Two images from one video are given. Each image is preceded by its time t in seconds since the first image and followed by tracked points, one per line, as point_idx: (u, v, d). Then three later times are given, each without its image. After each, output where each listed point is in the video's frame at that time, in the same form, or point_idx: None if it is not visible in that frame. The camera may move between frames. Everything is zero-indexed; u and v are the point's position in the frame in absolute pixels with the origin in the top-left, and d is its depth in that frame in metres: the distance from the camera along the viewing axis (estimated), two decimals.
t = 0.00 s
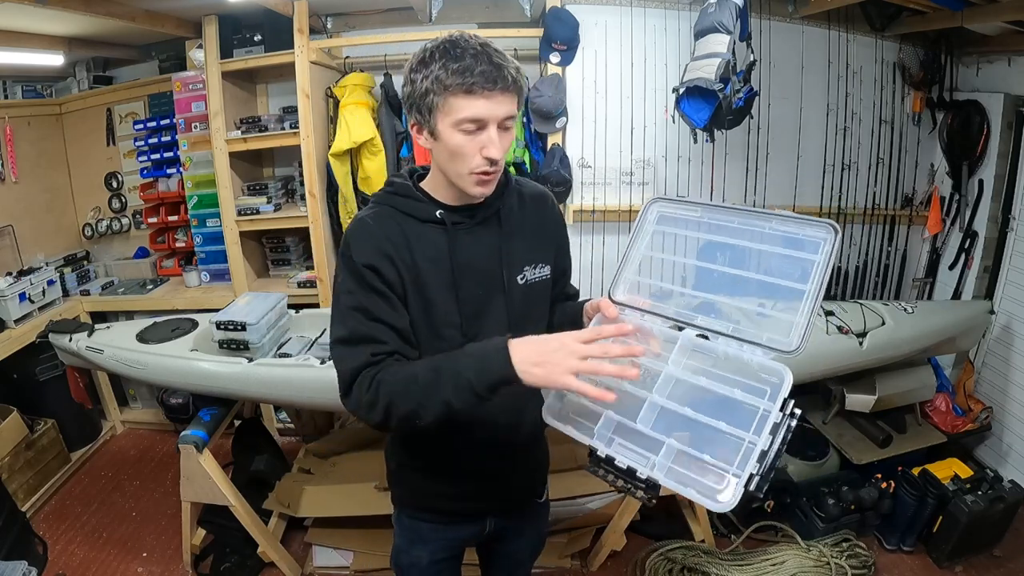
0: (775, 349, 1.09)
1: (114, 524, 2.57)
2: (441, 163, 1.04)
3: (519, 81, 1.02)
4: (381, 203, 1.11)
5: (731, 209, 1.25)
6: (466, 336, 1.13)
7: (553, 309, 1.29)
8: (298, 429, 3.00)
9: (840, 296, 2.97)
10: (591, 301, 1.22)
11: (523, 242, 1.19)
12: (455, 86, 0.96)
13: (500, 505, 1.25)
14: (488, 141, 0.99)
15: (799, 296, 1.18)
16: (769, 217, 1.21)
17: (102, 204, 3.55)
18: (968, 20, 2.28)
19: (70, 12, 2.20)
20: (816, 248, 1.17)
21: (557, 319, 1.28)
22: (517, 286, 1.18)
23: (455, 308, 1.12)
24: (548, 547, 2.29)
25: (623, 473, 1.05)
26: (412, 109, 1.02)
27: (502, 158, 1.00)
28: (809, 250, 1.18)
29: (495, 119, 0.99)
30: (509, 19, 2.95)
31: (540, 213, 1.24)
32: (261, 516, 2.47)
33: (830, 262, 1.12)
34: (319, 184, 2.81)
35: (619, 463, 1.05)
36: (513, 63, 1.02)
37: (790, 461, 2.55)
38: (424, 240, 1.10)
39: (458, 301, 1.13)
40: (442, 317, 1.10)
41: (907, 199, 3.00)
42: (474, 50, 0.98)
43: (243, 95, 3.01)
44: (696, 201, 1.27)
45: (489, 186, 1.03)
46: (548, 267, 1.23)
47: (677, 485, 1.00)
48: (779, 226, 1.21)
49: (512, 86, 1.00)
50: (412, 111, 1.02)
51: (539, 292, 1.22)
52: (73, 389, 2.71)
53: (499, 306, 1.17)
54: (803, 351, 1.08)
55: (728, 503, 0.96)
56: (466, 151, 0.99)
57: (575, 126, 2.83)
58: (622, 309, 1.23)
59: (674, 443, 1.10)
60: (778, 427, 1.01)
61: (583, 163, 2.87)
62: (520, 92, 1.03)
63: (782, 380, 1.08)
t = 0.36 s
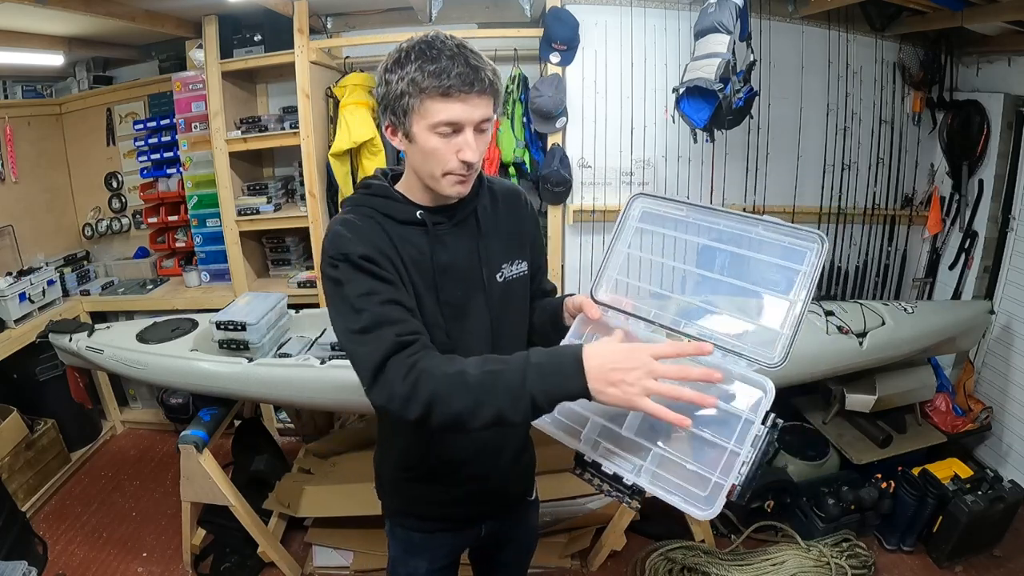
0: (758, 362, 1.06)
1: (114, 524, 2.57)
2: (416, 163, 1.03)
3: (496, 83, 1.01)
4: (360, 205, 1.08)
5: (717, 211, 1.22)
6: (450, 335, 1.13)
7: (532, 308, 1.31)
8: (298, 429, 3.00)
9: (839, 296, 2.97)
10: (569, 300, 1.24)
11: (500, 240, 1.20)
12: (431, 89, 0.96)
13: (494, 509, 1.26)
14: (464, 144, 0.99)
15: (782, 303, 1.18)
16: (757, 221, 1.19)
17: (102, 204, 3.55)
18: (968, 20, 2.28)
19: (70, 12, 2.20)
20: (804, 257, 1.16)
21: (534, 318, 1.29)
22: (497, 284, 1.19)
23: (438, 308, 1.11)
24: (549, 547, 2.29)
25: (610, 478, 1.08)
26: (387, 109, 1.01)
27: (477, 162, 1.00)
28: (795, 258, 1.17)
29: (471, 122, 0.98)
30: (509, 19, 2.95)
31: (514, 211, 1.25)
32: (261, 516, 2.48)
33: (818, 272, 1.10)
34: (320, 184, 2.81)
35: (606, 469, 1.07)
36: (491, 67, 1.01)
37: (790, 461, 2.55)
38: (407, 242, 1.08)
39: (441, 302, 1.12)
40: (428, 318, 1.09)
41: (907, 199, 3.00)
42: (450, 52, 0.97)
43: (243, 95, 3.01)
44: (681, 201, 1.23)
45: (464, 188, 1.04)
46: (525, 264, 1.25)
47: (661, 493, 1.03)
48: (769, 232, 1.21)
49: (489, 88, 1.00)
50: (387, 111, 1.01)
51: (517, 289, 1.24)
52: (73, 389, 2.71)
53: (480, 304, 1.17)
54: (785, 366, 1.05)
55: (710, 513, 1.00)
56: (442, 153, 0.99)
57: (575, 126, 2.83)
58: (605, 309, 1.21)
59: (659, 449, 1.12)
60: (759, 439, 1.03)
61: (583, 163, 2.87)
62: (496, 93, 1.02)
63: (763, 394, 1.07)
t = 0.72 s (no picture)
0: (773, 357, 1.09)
1: (114, 524, 2.57)
2: (404, 169, 1.03)
3: (482, 85, 1.01)
4: (348, 215, 1.08)
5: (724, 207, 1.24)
6: (447, 342, 1.13)
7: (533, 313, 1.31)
8: (298, 429, 3.01)
9: (839, 296, 2.97)
10: (577, 302, 1.21)
11: (493, 243, 1.20)
12: (416, 93, 0.95)
13: (495, 514, 1.25)
14: (453, 148, 0.99)
15: (792, 298, 1.20)
16: (764, 217, 1.21)
17: (102, 204, 3.55)
18: (968, 20, 2.28)
19: (70, 12, 2.20)
20: (811, 252, 1.19)
21: (538, 320, 1.29)
22: (493, 288, 1.19)
23: (433, 314, 1.11)
24: (548, 547, 2.29)
25: (629, 482, 1.06)
26: (374, 115, 1.01)
27: (465, 165, 1.00)
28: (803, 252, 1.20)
29: (458, 126, 0.99)
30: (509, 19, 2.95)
31: (507, 214, 1.25)
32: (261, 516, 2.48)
33: (829, 266, 1.13)
34: (319, 184, 2.81)
35: (625, 472, 1.06)
36: (477, 70, 1.01)
37: (790, 461, 2.54)
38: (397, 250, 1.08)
39: (435, 309, 1.12)
40: (422, 326, 1.09)
41: (907, 199, 3.00)
42: (433, 55, 0.96)
43: (243, 95, 3.01)
44: (688, 198, 1.24)
45: (454, 192, 1.04)
46: (521, 267, 1.25)
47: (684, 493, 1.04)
48: (775, 227, 1.23)
49: (475, 90, 1.00)
50: (374, 117, 1.01)
51: (514, 293, 1.24)
52: (73, 389, 2.72)
53: (476, 310, 1.17)
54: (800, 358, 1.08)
55: (735, 510, 1.02)
56: (430, 159, 0.99)
57: (575, 126, 2.83)
58: (613, 310, 1.20)
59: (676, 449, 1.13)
60: (780, 435, 1.04)
61: (583, 163, 2.87)
62: (483, 95, 1.02)
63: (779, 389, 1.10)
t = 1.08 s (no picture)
0: (785, 358, 1.11)
1: (114, 524, 2.57)
2: (410, 170, 1.03)
3: (492, 87, 1.01)
4: (351, 216, 1.08)
5: (738, 209, 1.24)
6: (451, 342, 1.13)
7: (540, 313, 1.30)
8: (298, 429, 3.01)
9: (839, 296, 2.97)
10: (585, 300, 1.22)
11: (499, 244, 1.20)
12: (425, 94, 0.95)
13: (495, 516, 1.25)
14: (460, 150, 0.99)
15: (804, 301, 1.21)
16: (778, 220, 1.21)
17: (102, 204, 3.55)
18: (968, 20, 2.28)
19: (70, 12, 2.20)
20: (822, 255, 1.21)
21: (545, 319, 1.27)
22: (497, 290, 1.18)
23: (437, 315, 1.11)
24: (548, 547, 2.29)
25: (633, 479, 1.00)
26: (380, 115, 1.01)
27: (472, 168, 1.01)
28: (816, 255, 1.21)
29: (466, 129, 0.99)
30: (509, 19, 2.95)
31: (513, 214, 1.25)
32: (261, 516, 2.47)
33: (839, 269, 1.15)
34: (319, 184, 2.81)
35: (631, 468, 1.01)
36: (488, 71, 1.01)
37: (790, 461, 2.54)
38: (400, 252, 1.08)
39: (440, 310, 1.11)
40: (426, 328, 1.09)
41: (907, 199, 3.00)
42: (443, 54, 0.96)
43: (243, 95, 3.01)
44: (702, 200, 1.24)
45: (460, 195, 1.04)
46: (527, 268, 1.25)
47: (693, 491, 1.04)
48: (787, 230, 1.23)
49: (485, 92, 1.00)
50: (380, 117, 1.01)
51: (519, 294, 1.23)
52: (73, 389, 2.72)
53: (480, 311, 1.16)
54: (814, 360, 1.09)
55: (745, 509, 1.02)
56: (436, 160, 0.99)
57: (575, 126, 2.83)
58: (625, 308, 1.22)
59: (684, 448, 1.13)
60: (789, 433, 1.06)
61: (583, 163, 2.87)
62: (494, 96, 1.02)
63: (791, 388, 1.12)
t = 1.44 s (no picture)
0: (801, 365, 1.12)
1: (114, 524, 2.57)
2: (412, 165, 1.03)
3: (494, 79, 1.02)
4: (353, 219, 1.11)
5: (768, 228, 1.29)
6: (454, 348, 1.11)
7: (558, 317, 1.28)
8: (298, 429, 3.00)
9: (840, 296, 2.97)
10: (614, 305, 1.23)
11: (505, 247, 1.17)
12: (422, 84, 0.97)
13: (497, 521, 1.24)
14: (459, 141, 0.99)
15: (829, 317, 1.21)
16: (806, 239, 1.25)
17: (102, 204, 3.55)
18: (968, 21, 2.28)
19: (70, 12, 2.20)
20: (850, 271, 1.20)
21: (567, 327, 1.25)
22: (505, 296, 1.16)
23: (438, 319, 1.10)
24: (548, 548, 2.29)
25: (637, 471, 1.11)
26: (383, 109, 1.03)
27: (474, 159, 0.99)
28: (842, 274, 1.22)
29: (466, 120, 0.99)
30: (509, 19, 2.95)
31: (526, 217, 1.22)
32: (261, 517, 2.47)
33: (862, 284, 1.15)
34: (319, 184, 2.81)
35: (634, 462, 1.12)
36: (489, 59, 1.02)
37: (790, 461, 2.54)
38: (400, 253, 1.08)
39: (442, 313, 1.11)
40: (425, 332, 1.09)
41: (907, 199, 3.00)
42: (441, 45, 0.98)
43: (243, 95, 3.01)
44: (734, 216, 1.31)
45: (464, 190, 1.02)
46: (538, 275, 1.22)
47: (692, 488, 1.07)
48: (816, 250, 1.25)
49: (485, 84, 1.00)
50: (384, 111, 1.03)
51: (527, 301, 1.20)
52: (73, 389, 2.72)
53: (486, 318, 1.14)
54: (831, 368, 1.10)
55: (744, 510, 1.03)
56: (437, 151, 0.99)
57: (575, 126, 2.83)
58: (650, 312, 1.27)
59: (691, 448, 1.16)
60: (800, 442, 1.07)
61: (583, 163, 2.87)
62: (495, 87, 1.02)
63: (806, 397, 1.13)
